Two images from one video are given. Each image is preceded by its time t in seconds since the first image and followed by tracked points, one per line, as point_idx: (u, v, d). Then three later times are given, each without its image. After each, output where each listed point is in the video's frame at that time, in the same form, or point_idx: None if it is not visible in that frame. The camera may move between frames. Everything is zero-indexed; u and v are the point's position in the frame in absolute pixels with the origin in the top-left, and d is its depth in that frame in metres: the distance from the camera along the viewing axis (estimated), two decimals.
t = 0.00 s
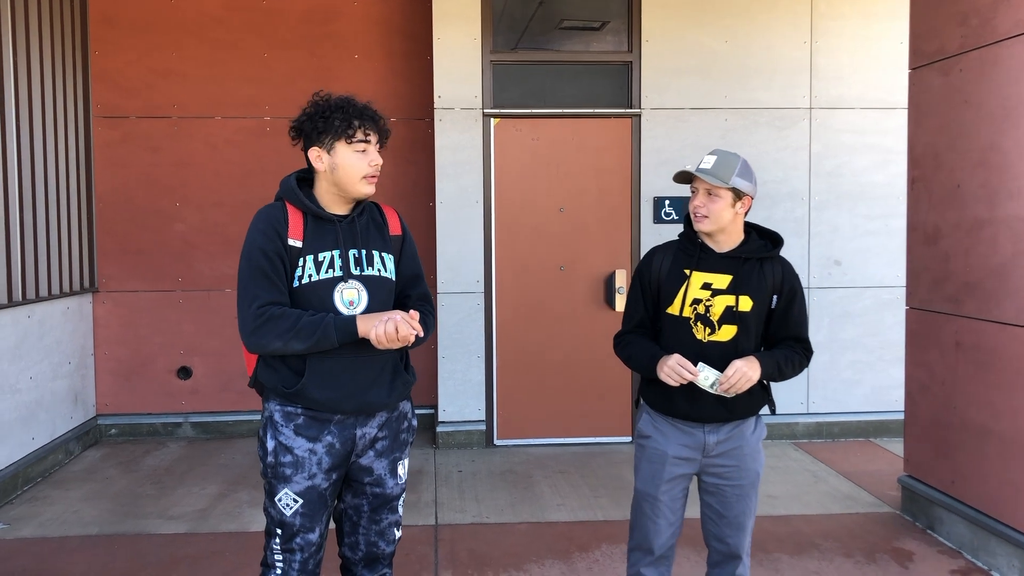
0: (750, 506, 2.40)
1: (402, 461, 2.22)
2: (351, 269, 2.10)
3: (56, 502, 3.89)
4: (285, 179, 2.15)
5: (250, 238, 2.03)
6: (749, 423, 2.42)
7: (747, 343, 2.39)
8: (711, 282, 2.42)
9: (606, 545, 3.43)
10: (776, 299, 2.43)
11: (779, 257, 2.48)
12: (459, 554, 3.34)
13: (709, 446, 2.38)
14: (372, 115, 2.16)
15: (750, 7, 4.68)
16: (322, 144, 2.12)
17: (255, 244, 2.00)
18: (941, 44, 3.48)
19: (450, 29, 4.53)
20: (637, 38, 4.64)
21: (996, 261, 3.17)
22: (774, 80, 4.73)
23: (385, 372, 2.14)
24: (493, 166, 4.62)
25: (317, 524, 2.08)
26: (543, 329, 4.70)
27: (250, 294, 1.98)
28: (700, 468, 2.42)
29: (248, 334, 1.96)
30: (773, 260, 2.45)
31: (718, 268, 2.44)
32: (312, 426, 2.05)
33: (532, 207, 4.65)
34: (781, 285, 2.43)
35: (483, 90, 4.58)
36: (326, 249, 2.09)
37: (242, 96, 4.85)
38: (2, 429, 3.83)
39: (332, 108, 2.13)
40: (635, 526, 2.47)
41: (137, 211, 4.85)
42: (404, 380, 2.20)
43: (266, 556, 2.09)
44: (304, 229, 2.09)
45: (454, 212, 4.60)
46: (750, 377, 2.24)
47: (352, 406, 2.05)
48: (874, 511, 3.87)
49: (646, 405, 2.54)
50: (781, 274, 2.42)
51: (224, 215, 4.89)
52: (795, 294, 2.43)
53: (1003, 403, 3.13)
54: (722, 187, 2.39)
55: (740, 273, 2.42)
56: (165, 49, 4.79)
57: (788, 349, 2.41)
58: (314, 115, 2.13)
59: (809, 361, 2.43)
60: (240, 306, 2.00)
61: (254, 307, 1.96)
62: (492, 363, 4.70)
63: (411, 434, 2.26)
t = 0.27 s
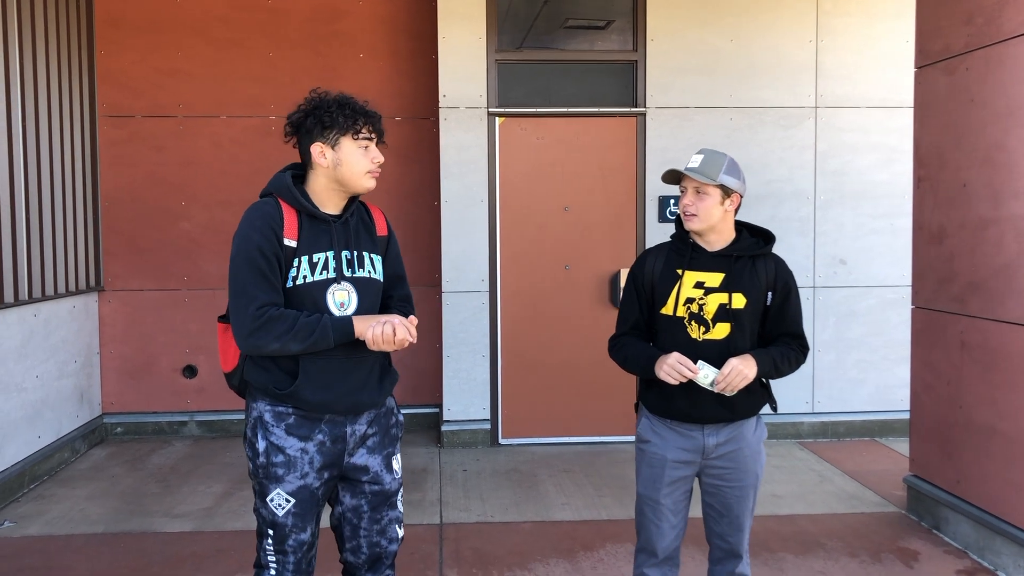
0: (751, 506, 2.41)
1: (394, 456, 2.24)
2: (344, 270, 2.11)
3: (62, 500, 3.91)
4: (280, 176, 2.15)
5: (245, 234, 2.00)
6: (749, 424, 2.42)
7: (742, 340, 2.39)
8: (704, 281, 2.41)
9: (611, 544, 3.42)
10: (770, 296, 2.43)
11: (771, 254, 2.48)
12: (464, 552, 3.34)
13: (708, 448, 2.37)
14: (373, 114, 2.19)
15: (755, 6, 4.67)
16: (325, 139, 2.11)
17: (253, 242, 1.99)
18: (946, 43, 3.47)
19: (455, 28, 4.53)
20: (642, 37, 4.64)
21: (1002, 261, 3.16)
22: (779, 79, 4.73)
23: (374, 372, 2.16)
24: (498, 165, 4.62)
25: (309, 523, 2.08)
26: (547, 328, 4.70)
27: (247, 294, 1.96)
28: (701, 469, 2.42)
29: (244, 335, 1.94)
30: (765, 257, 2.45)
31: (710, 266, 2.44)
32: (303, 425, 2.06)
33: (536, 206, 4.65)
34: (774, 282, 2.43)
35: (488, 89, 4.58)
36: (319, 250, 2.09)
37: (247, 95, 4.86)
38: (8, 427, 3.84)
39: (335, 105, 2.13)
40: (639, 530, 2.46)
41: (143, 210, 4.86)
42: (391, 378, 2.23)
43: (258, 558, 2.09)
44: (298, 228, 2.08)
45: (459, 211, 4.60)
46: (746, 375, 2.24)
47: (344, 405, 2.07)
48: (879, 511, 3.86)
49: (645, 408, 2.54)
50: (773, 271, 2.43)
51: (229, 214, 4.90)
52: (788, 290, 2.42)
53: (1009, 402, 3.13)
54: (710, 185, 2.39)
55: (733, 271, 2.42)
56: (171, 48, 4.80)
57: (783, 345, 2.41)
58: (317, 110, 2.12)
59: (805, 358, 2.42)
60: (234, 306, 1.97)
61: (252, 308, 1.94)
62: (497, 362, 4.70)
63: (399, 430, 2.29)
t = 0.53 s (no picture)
0: (752, 507, 2.39)
1: (373, 450, 2.30)
2: (331, 277, 2.15)
3: (65, 499, 3.91)
4: (268, 176, 2.10)
5: (241, 242, 1.96)
6: (749, 424, 2.40)
7: (738, 340, 2.38)
8: (698, 281, 2.41)
9: (613, 544, 3.42)
10: (767, 296, 2.41)
11: (769, 253, 2.46)
12: (467, 552, 3.34)
13: (706, 448, 2.37)
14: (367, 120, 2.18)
15: (759, 6, 4.67)
16: (319, 146, 2.10)
17: (250, 251, 1.95)
18: (950, 42, 3.47)
19: (458, 28, 4.53)
20: (645, 37, 4.64)
21: (1006, 261, 3.15)
22: (782, 79, 4.72)
23: (357, 372, 2.21)
24: (500, 165, 4.61)
25: (296, 523, 2.09)
26: (549, 328, 4.70)
27: (244, 304, 1.92)
28: (699, 468, 2.41)
29: (241, 344, 1.92)
30: (762, 257, 2.43)
31: (706, 267, 2.43)
32: (293, 427, 2.07)
33: (539, 206, 4.65)
34: (771, 282, 2.40)
35: (491, 90, 4.58)
36: (311, 256, 2.11)
37: (250, 95, 4.86)
38: (11, 426, 3.84)
39: (329, 111, 2.12)
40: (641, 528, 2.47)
41: (146, 210, 4.86)
42: (370, 377, 2.28)
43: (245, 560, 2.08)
44: (292, 234, 2.07)
45: (461, 211, 4.60)
46: (732, 376, 2.22)
47: (334, 406, 2.11)
48: (882, 512, 3.86)
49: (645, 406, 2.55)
50: (770, 271, 2.40)
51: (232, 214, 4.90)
52: (786, 290, 2.39)
53: (1013, 403, 3.12)
54: (706, 185, 2.38)
55: (728, 271, 2.41)
56: (174, 48, 4.80)
57: (780, 346, 2.38)
58: (311, 116, 2.11)
59: (805, 359, 2.38)
60: (228, 315, 1.93)
61: (251, 319, 1.91)
62: (499, 362, 4.70)
63: (372, 425, 2.35)
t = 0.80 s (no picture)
0: (751, 505, 2.37)
1: (371, 445, 2.31)
2: (324, 275, 2.16)
3: (64, 501, 3.91)
4: (258, 178, 2.10)
5: (236, 242, 1.95)
6: (746, 428, 2.37)
7: (735, 346, 2.36)
8: (702, 283, 2.42)
9: (613, 546, 3.42)
10: (769, 303, 2.36)
11: (778, 260, 2.40)
12: (466, 554, 3.34)
13: (701, 447, 2.36)
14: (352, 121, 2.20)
15: (759, 8, 4.67)
16: (306, 149, 2.11)
17: (246, 250, 1.94)
18: (950, 45, 3.47)
19: (458, 29, 4.53)
20: (646, 39, 4.64)
21: (1006, 264, 3.15)
22: (782, 82, 4.72)
23: (351, 370, 2.22)
24: (500, 167, 4.61)
25: (301, 521, 2.09)
26: (549, 329, 4.69)
27: (243, 303, 1.91)
28: (695, 467, 2.41)
29: (240, 343, 1.90)
30: (768, 263, 2.38)
31: (711, 269, 2.43)
32: (292, 426, 2.07)
33: (538, 208, 4.65)
34: (774, 289, 2.36)
35: (491, 91, 4.58)
36: (304, 255, 2.12)
37: (250, 96, 4.86)
38: (11, 428, 3.84)
39: (313, 114, 2.13)
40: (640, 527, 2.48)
41: (146, 211, 4.86)
42: (365, 375, 2.29)
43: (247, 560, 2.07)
44: (285, 233, 2.08)
45: (461, 212, 4.60)
46: (725, 375, 2.21)
47: (332, 404, 2.11)
48: (882, 514, 3.86)
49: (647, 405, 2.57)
50: (775, 277, 2.35)
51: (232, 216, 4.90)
52: (789, 298, 2.34)
53: (1013, 406, 3.12)
54: (726, 196, 2.34)
55: (731, 274, 2.40)
56: (174, 49, 4.80)
57: (781, 352, 2.33)
58: (296, 119, 2.11)
59: (806, 369, 2.33)
60: (226, 314, 1.91)
61: (250, 318, 1.90)
62: (499, 364, 4.70)
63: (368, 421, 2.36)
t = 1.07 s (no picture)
0: (747, 508, 2.36)
1: (369, 448, 2.38)
2: (328, 271, 2.19)
3: (62, 503, 3.90)
4: (259, 180, 2.14)
5: (240, 240, 1.99)
6: (743, 430, 2.36)
7: (732, 350, 2.36)
8: (699, 287, 2.42)
9: (611, 549, 3.42)
10: (767, 307, 2.35)
11: (777, 264, 2.39)
12: (464, 557, 3.34)
13: (697, 448, 2.36)
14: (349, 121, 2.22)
15: (757, 11, 4.68)
16: (303, 149, 2.13)
17: (249, 248, 1.98)
18: (948, 49, 3.47)
19: (457, 32, 4.53)
20: (644, 42, 4.64)
21: (1004, 267, 3.15)
22: (780, 85, 4.73)
23: (357, 367, 2.26)
24: (499, 170, 4.62)
25: (309, 520, 2.14)
26: (548, 332, 4.69)
27: (248, 298, 1.95)
28: (691, 468, 2.40)
29: (246, 338, 1.94)
30: (766, 267, 2.37)
31: (709, 273, 2.43)
32: (302, 424, 2.12)
33: (537, 210, 4.65)
34: (772, 293, 2.34)
35: (489, 94, 4.58)
36: (307, 252, 2.15)
37: (249, 99, 4.86)
38: (8, 430, 3.84)
39: (309, 114, 2.15)
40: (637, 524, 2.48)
41: (144, 213, 4.86)
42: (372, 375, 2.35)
43: (257, 560, 2.11)
44: (287, 231, 2.11)
45: (460, 215, 4.60)
46: (718, 378, 2.21)
47: (341, 401, 2.17)
48: (880, 517, 3.86)
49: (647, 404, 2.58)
50: (772, 281, 2.34)
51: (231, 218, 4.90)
52: (786, 302, 2.32)
53: (1011, 409, 3.12)
54: (724, 201, 2.34)
55: (729, 279, 2.39)
56: (173, 51, 4.80)
57: (778, 357, 2.31)
58: (293, 120, 2.14)
59: (805, 374, 2.30)
60: (232, 310, 1.95)
61: (255, 312, 1.94)
62: (498, 366, 4.70)
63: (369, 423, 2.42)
